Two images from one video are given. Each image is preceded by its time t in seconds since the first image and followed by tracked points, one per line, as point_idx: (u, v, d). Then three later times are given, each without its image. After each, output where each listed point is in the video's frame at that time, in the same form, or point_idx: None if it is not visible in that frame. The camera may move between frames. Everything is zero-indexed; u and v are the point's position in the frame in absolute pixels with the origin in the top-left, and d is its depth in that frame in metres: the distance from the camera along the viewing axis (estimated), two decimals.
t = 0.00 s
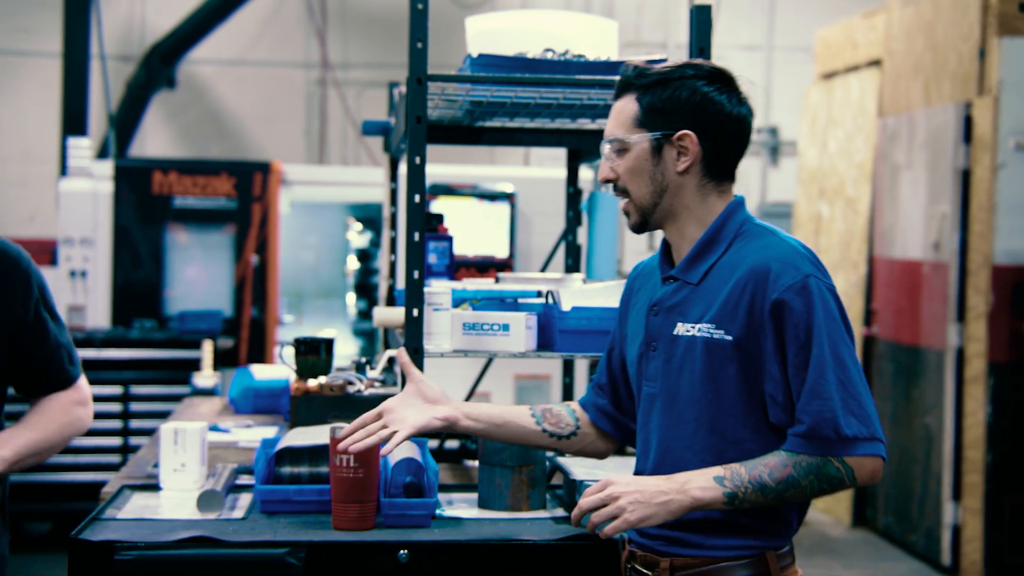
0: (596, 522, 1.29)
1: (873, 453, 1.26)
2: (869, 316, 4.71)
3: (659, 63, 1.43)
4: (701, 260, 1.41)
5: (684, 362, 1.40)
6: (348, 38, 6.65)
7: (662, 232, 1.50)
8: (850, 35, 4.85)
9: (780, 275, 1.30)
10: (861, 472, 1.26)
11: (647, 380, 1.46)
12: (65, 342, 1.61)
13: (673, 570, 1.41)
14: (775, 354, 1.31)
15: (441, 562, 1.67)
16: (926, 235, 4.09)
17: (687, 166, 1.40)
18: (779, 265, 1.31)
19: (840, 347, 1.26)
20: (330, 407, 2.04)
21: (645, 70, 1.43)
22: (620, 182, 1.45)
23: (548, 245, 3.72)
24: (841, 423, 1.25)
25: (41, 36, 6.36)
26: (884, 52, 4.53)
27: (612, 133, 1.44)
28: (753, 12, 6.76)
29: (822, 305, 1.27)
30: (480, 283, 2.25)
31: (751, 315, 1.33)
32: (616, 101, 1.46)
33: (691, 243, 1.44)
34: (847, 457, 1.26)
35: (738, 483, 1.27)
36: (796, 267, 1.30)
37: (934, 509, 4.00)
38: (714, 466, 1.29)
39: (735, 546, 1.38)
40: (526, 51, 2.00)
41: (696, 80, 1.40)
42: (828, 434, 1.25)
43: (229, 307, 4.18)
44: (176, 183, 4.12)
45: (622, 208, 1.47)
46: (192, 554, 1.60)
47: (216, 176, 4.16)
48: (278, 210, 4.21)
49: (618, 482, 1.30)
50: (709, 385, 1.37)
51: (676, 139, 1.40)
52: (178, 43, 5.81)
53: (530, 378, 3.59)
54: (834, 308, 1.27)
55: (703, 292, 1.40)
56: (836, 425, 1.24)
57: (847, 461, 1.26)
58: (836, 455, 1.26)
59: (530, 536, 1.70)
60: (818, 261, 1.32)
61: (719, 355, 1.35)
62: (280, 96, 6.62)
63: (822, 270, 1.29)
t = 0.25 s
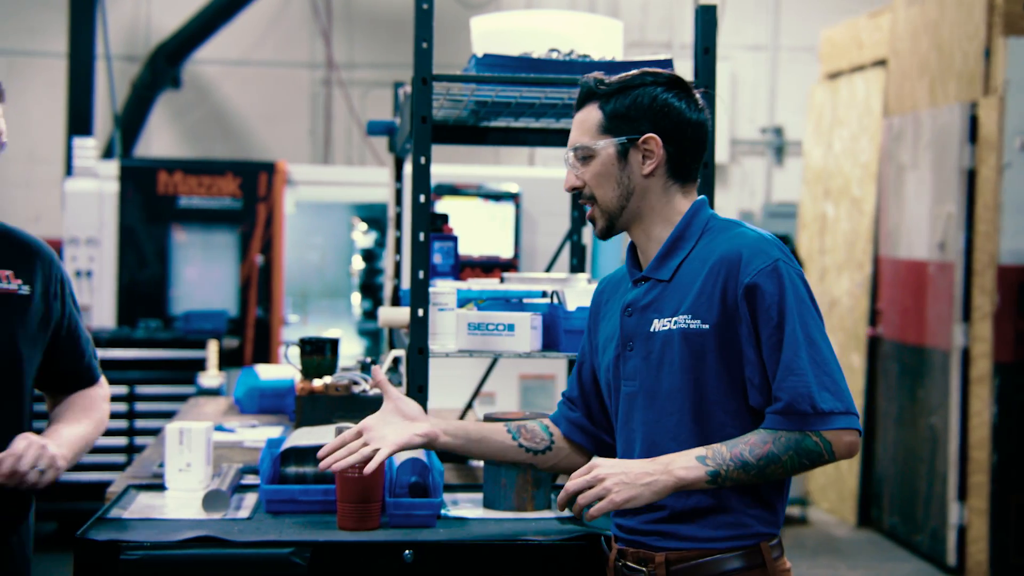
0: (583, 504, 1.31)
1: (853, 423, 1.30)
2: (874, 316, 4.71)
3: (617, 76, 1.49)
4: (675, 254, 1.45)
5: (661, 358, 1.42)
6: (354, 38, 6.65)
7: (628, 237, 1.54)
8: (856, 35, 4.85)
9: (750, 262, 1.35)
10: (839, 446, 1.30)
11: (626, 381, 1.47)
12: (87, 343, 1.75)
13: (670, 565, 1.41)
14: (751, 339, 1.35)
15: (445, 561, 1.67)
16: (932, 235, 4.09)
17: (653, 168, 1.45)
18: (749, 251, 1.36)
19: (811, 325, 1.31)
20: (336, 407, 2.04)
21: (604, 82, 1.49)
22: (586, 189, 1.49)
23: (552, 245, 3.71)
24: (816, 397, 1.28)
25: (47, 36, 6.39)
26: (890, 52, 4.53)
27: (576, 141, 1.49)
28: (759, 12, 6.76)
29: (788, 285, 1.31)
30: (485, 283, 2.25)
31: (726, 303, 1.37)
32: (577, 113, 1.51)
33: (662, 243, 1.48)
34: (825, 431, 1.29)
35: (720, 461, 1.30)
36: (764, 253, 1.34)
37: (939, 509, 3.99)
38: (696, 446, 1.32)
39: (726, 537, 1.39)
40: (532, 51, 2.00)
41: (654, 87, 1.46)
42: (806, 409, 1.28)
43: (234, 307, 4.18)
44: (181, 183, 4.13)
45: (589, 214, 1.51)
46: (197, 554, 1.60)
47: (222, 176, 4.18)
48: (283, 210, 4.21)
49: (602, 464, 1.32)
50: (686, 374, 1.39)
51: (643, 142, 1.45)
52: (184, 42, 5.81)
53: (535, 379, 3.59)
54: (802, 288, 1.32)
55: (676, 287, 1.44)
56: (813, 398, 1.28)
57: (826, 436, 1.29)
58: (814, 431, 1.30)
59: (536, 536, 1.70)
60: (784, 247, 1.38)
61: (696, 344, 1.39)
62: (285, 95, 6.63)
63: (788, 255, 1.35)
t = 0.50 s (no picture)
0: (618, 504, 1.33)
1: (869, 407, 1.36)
2: (882, 316, 4.70)
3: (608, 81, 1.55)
4: (672, 254, 1.49)
5: (665, 358, 1.44)
6: (361, 38, 6.65)
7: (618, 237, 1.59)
8: (864, 36, 4.84)
9: (757, 259, 1.39)
10: (860, 431, 1.35)
11: (626, 383, 1.48)
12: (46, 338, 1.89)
13: (681, 562, 1.41)
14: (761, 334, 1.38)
15: (453, 561, 1.66)
16: (940, 235, 4.08)
17: (648, 168, 1.51)
18: (754, 249, 1.40)
19: (821, 316, 1.36)
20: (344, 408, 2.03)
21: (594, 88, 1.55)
22: (580, 190, 1.54)
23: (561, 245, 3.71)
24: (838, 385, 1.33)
25: (56, 37, 6.41)
26: (898, 52, 4.52)
27: (572, 143, 1.54)
28: (767, 12, 6.75)
29: (795, 279, 1.36)
30: (493, 283, 2.25)
31: (732, 300, 1.41)
32: (570, 119, 1.57)
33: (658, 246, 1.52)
34: (846, 418, 1.34)
35: (746, 455, 1.34)
36: (767, 251, 1.39)
37: (948, 510, 3.99)
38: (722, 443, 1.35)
39: (733, 534, 1.41)
40: (540, 51, 2.00)
41: (646, 92, 1.53)
42: (829, 397, 1.33)
43: (242, 307, 4.18)
44: (190, 183, 4.14)
45: (584, 216, 1.55)
46: (205, 554, 1.60)
47: (230, 176, 4.18)
48: (292, 210, 4.22)
49: (633, 466, 1.34)
50: (695, 371, 1.42)
51: (638, 142, 1.51)
52: (193, 42, 5.81)
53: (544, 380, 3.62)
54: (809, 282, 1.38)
55: (678, 287, 1.47)
56: (834, 386, 1.33)
57: (847, 422, 1.35)
58: (836, 419, 1.34)
59: (543, 536, 1.70)
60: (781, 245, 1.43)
61: (702, 342, 1.41)
62: (293, 96, 6.63)
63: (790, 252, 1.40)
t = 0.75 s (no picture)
0: (665, 515, 1.32)
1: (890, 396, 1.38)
2: (892, 317, 4.69)
3: (614, 83, 1.55)
4: (682, 254, 1.46)
5: (681, 361, 1.42)
6: (371, 37, 6.66)
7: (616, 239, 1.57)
8: (874, 35, 4.84)
9: (773, 258, 1.39)
10: (886, 420, 1.37)
11: (638, 388, 1.44)
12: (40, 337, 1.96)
13: (701, 560, 1.39)
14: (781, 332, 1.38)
15: (464, 561, 1.66)
16: (950, 236, 4.08)
17: (651, 167, 1.50)
18: (770, 246, 1.40)
19: (839, 312, 1.38)
20: (354, 408, 2.03)
21: (602, 88, 1.56)
22: (581, 185, 1.53)
23: (570, 245, 3.71)
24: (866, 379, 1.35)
25: (66, 37, 6.45)
26: (908, 52, 4.51)
27: (576, 138, 1.53)
28: (776, 12, 6.74)
29: (812, 275, 1.38)
30: (502, 283, 2.25)
31: (748, 299, 1.40)
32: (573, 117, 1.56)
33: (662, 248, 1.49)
34: (874, 410, 1.36)
35: (784, 455, 1.34)
36: (782, 249, 1.39)
37: (959, 511, 3.98)
38: (759, 443, 1.35)
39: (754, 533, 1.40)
40: (549, 51, 2.00)
41: (653, 95, 1.53)
42: (859, 390, 1.34)
43: (252, 307, 4.20)
44: (199, 184, 4.16)
45: (583, 210, 1.53)
46: (216, 553, 1.61)
47: (240, 176, 4.20)
48: (301, 211, 4.23)
49: (676, 474, 1.33)
50: (713, 372, 1.40)
51: (642, 141, 1.50)
52: (203, 43, 5.82)
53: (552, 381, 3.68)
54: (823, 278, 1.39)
55: (689, 288, 1.45)
56: (864, 379, 1.34)
57: (875, 414, 1.36)
58: (866, 412, 1.36)
59: (554, 536, 1.70)
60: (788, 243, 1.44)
61: (720, 342, 1.40)
62: (302, 96, 6.64)
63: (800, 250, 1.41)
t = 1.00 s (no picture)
0: (638, 505, 1.35)
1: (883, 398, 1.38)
2: (902, 317, 4.68)
3: (617, 80, 1.59)
4: (680, 254, 1.52)
5: (675, 356, 1.47)
6: (380, 37, 6.66)
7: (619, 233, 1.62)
8: (884, 35, 4.83)
9: (763, 256, 1.42)
10: (875, 421, 1.37)
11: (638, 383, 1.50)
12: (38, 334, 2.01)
13: (695, 554, 1.44)
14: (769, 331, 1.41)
15: (472, 561, 1.66)
16: (960, 236, 4.07)
17: (653, 166, 1.55)
18: (760, 246, 1.43)
19: (829, 312, 1.39)
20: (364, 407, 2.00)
21: (605, 85, 1.60)
22: (586, 181, 1.57)
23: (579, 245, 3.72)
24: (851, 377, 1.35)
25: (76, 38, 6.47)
26: (918, 52, 4.50)
27: (579, 134, 1.57)
28: (786, 12, 6.74)
29: (801, 274, 1.39)
30: (511, 284, 2.26)
31: (741, 297, 1.44)
32: (575, 115, 1.60)
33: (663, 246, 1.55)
34: (857, 410, 1.36)
35: (764, 449, 1.36)
36: (773, 249, 1.42)
37: (968, 512, 3.97)
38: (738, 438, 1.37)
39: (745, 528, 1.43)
40: (559, 51, 2.00)
41: (657, 92, 1.57)
42: (842, 390, 1.35)
43: (261, 308, 4.20)
44: (208, 184, 4.17)
45: (584, 207, 1.58)
46: (225, 553, 1.61)
47: (249, 176, 4.20)
48: (310, 212, 4.22)
49: (652, 464, 1.37)
50: (705, 369, 1.44)
51: (645, 140, 1.55)
52: (213, 44, 5.83)
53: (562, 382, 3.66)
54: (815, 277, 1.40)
55: (687, 286, 1.49)
56: (846, 379, 1.35)
57: (861, 413, 1.36)
58: (851, 413, 1.36)
59: (562, 536, 1.70)
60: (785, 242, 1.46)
61: (711, 339, 1.44)
62: (311, 96, 6.65)
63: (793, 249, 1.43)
